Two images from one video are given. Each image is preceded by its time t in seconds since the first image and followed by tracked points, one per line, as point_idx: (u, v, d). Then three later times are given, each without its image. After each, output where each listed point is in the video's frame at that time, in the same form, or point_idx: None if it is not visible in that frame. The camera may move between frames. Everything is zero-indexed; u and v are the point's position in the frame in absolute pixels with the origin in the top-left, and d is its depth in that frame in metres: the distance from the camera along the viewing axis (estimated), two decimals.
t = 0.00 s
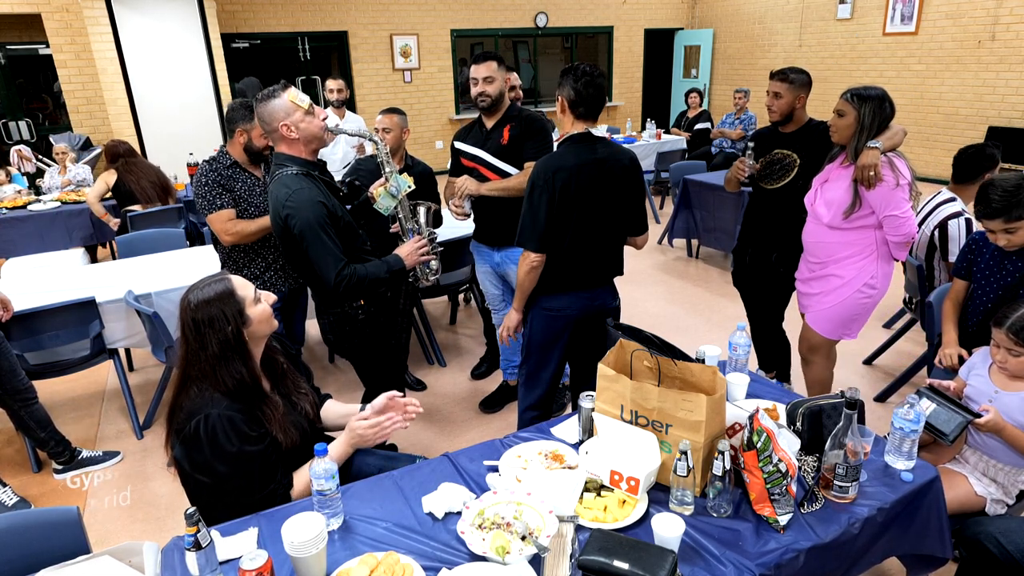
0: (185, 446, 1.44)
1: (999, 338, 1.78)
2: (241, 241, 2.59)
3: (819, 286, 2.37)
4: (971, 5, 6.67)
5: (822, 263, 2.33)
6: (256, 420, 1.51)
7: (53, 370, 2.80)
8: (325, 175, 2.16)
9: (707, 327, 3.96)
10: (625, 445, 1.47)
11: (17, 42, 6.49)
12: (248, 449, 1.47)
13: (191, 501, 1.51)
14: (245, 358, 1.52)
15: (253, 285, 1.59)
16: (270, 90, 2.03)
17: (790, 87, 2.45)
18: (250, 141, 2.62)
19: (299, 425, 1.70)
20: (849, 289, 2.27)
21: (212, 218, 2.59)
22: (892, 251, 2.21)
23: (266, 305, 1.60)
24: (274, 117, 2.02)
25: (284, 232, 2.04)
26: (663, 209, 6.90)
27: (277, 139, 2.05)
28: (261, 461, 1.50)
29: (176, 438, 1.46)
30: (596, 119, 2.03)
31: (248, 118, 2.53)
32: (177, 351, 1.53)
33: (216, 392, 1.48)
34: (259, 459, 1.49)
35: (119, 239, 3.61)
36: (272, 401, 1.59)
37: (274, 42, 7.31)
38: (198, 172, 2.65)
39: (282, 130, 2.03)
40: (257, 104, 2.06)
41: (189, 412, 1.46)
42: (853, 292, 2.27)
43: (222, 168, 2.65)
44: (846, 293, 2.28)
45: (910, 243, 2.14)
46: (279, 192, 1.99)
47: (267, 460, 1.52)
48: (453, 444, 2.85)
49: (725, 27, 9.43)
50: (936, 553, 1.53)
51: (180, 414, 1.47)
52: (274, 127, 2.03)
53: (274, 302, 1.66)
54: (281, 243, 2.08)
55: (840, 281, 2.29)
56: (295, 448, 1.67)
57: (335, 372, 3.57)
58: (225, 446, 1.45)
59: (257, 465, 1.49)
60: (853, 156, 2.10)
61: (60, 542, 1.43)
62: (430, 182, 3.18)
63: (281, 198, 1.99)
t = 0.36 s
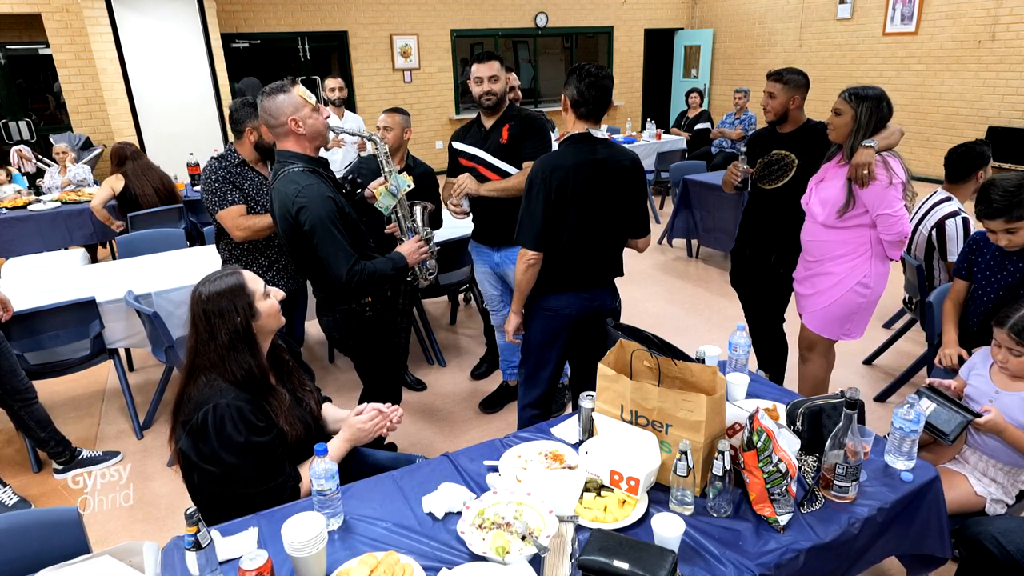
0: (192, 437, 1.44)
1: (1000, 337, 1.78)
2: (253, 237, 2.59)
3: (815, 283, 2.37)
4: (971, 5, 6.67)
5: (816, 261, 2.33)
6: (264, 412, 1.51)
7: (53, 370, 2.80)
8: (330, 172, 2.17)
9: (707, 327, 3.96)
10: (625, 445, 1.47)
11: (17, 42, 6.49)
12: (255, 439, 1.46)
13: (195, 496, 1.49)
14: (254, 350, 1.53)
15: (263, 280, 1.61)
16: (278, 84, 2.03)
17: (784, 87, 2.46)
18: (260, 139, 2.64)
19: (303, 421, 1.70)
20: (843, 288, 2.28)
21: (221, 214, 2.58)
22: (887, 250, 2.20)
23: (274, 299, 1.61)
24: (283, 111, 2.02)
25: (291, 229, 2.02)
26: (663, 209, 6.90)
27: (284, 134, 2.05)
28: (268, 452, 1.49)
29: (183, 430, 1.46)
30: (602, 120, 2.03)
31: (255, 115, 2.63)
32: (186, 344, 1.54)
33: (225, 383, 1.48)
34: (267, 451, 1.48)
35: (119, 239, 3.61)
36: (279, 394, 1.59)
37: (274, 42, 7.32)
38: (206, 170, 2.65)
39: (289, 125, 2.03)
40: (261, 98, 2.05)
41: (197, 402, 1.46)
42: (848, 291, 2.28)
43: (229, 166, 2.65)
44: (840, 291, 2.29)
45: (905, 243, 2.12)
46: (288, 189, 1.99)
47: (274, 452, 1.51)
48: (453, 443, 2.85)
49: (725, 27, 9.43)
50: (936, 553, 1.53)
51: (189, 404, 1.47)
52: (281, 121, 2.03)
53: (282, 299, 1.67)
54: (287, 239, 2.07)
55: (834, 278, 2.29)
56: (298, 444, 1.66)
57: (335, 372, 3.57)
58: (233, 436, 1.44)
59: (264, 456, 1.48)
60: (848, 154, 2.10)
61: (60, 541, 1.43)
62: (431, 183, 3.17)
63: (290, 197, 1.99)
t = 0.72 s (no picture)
0: (196, 433, 1.44)
1: (1002, 338, 1.78)
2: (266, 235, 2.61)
3: (817, 284, 2.37)
4: (971, 5, 6.68)
5: (819, 261, 2.33)
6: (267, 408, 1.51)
7: (53, 370, 2.80)
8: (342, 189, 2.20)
9: (706, 327, 3.96)
10: (625, 445, 1.47)
11: (17, 42, 6.49)
12: (259, 436, 1.46)
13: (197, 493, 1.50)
14: (256, 347, 1.54)
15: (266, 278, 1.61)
16: (290, 97, 2.03)
17: (782, 88, 2.46)
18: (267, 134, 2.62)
19: (306, 420, 1.70)
20: (846, 290, 2.28)
21: (235, 213, 2.57)
22: (891, 251, 2.20)
23: (278, 297, 1.61)
24: (297, 124, 2.03)
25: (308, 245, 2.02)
26: (663, 209, 6.90)
27: (297, 147, 2.06)
28: (271, 449, 1.49)
29: (186, 426, 1.46)
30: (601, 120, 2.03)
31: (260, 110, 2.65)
32: (189, 341, 1.54)
33: (229, 379, 1.49)
34: (271, 447, 1.49)
35: (119, 239, 3.61)
36: (281, 392, 1.59)
37: (274, 42, 7.32)
38: (215, 165, 2.62)
39: (304, 138, 2.06)
40: (270, 111, 2.05)
41: (201, 398, 1.46)
42: (851, 292, 2.28)
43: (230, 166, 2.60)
44: (844, 292, 2.29)
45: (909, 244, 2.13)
46: (316, 201, 2.00)
47: (277, 448, 1.51)
48: (453, 444, 2.85)
49: (726, 27, 9.43)
50: (936, 553, 1.53)
51: (192, 400, 1.47)
52: (297, 134, 2.04)
53: (285, 297, 1.67)
54: (299, 252, 2.05)
55: (837, 279, 2.29)
56: (301, 441, 1.67)
57: (335, 372, 3.57)
58: (236, 433, 1.43)
59: (267, 452, 1.48)
60: (850, 156, 2.10)
61: (60, 541, 1.44)
62: (430, 182, 3.17)
63: (314, 209, 1.99)
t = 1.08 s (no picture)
0: (193, 438, 1.43)
1: (1002, 337, 1.78)
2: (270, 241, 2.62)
3: (817, 285, 2.37)
4: (971, 5, 6.68)
5: (819, 262, 2.33)
6: (264, 414, 1.51)
7: (53, 370, 2.80)
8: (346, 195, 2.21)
9: (707, 327, 3.96)
10: (625, 445, 1.47)
11: (17, 42, 6.49)
12: (256, 443, 1.46)
13: (193, 498, 1.50)
14: (254, 353, 1.53)
15: (264, 281, 1.60)
16: (298, 106, 2.06)
17: (781, 91, 2.48)
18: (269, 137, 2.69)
19: (304, 423, 1.70)
20: (846, 290, 2.28)
21: (241, 217, 2.56)
22: (890, 252, 2.19)
23: (275, 301, 1.61)
24: (304, 135, 2.05)
25: (316, 255, 2.02)
26: (663, 209, 6.91)
27: (304, 155, 2.07)
28: (267, 455, 1.49)
29: (183, 431, 1.45)
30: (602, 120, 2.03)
31: (265, 113, 2.67)
32: (189, 344, 1.53)
33: (226, 384, 1.48)
34: (266, 454, 1.49)
35: (119, 239, 3.61)
36: (279, 396, 1.59)
37: (274, 42, 7.32)
38: (218, 170, 2.59)
39: (310, 149, 2.08)
40: (277, 120, 2.07)
41: (198, 404, 1.45)
42: (851, 293, 2.27)
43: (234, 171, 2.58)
44: (844, 293, 2.28)
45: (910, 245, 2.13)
46: (325, 210, 2.01)
47: (272, 455, 1.51)
48: (453, 444, 2.85)
49: (726, 27, 9.43)
50: (936, 553, 1.53)
51: (190, 406, 1.46)
52: (304, 144, 2.06)
53: (284, 300, 1.67)
54: (305, 255, 2.04)
55: (837, 280, 2.29)
56: (299, 445, 1.67)
57: (335, 372, 3.57)
58: (233, 440, 1.44)
59: (264, 459, 1.48)
60: (852, 157, 2.10)
61: (60, 541, 1.44)
62: (430, 183, 3.19)
63: (330, 223, 2.00)
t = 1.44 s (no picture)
0: (186, 447, 1.44)
1: (1004, 336, 1.78)
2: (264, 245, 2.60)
3: (819, 290, 2.37)
4: (971, 5, 6.68)
5: (822, 266, 2.33)
6: (257, 423, 1.52)
7: (53, 370, 2.80)
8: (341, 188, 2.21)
9: (706, 327, 3.96)
10: (625, 445, 1.47)
11: (17, 42, 6.49)
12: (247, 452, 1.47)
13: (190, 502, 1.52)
14: (245, 364, 1.53)
15: (256, 289, 1.59)
16: (291, 97, 2.05)
17: (785, 90, 2.48)
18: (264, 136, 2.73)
19: (300, 428, 1.70)
20: (852, 295, 2.26)
21: (236, 221, 2.57)
22: (892, 257, 2.19)
23: (268, 310, 1.60)
24: (297, 125, 2.05)
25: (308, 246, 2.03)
26: (663, 209, 6.91)
27: (297, 146, 2.07)
28: (261, 464, 1.50)
29: (177, 439, 1.46)
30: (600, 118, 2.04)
31: (258, 110, 2.72)
32: (180, 351, 1.53)
33: (218, 394, 1.49)
34: (260, 463, 1.50)
35: (119, 239, 3.61)
36: (273, 403, 1.60)
37: (274, 42, 7.32)
38: (219, 169, 2.57)
39: (304, 139, 2.07)
40: (269, 110, 2.06)
41: (190, 413, 1.46)
42: (857, 297, 2.26)
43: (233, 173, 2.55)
44: (851, 297, 2.27)
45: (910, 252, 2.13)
46: (317, 202, 2.01)
47: (268, 464, 1.52)
48: (453, 444, 2.85)
49: (726, 27, 9.43)
50: (937, 553, 1.53)
51: (181, 414, 1.47)
52: (297, 134, 2.05)
53: (277, 306, 1.66)
54: (299, 250, 2.05)
55: (839, 285, 2.29)
56: (297, 450, 1.68)
57: (334, 372, 3.57)
58: (225, 449, 1.45)
59: (256, 467, 1.49)
60: (853, 159, 2.11)
61: (60, 541, 1.44)
62: (425, 183, 3.19)
63: (324, 214, 2.00)
